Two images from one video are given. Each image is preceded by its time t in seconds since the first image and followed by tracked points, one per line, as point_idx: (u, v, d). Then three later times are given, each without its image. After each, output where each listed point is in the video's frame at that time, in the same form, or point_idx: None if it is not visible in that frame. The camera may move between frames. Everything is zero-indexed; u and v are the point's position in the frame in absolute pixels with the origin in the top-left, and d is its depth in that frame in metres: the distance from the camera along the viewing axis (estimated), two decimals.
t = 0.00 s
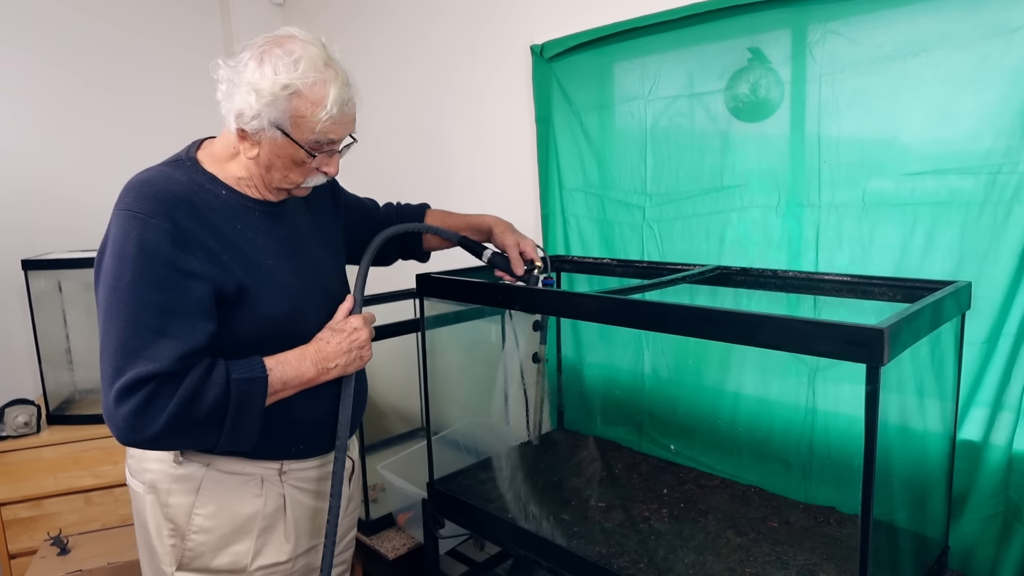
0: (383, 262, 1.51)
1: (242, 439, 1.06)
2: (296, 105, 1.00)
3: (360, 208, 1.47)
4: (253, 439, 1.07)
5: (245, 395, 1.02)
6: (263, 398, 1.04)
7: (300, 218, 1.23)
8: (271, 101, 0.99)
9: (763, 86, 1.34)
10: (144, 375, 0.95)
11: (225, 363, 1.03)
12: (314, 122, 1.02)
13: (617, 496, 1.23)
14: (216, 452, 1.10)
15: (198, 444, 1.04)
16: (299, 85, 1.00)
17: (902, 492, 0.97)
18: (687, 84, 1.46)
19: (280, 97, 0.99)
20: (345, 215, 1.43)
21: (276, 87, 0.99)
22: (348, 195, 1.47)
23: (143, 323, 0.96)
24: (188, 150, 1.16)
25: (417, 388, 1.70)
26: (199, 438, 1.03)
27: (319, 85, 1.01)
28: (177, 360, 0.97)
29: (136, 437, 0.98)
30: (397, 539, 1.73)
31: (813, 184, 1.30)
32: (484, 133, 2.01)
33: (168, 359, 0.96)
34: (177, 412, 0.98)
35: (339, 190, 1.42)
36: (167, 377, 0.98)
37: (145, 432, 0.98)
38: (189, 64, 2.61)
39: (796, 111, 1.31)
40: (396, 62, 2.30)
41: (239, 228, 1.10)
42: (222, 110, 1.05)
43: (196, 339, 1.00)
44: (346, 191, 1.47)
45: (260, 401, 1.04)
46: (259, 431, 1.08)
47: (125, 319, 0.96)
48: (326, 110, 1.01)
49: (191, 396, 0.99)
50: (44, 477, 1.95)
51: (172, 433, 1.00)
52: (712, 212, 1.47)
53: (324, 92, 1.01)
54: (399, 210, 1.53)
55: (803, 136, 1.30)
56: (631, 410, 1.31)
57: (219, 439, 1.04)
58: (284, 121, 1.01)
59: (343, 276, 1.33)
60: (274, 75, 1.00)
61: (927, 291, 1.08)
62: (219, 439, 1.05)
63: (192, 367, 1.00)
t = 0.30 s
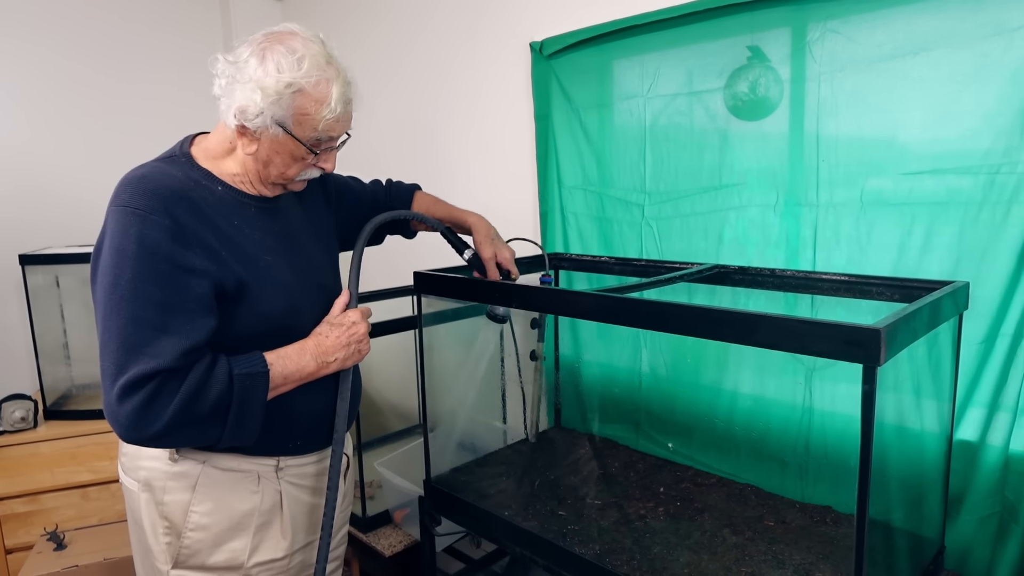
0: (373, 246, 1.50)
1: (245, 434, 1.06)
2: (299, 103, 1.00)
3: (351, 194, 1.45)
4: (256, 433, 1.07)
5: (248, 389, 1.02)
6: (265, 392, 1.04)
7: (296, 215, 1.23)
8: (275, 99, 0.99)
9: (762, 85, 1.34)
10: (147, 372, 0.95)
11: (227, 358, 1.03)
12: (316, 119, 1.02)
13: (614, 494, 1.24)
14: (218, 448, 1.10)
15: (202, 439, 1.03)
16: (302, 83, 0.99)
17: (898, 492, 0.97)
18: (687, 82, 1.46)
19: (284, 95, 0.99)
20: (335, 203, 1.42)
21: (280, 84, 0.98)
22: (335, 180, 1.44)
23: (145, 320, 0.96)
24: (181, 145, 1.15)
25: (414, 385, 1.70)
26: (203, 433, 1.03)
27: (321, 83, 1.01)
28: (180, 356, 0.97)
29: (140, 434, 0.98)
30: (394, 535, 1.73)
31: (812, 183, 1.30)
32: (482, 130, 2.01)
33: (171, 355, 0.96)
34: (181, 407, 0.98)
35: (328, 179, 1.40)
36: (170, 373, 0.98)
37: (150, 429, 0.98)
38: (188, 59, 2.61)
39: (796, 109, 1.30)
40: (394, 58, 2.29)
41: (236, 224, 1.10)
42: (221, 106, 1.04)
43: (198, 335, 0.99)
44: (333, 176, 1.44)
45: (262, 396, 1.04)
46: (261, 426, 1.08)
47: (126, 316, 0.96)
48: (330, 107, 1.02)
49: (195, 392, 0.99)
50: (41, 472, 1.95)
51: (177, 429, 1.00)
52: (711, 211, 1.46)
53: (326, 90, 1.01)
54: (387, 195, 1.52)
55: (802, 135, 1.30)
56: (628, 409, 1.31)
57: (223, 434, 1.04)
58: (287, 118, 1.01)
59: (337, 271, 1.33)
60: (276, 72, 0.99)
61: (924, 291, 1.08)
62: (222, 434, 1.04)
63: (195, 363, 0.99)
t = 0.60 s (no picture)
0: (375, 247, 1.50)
1: (243, 431, 1.06)
2: (306, 102, 1.01)
3: (348, 195, 1.45)
4: (254, 430, 1.07)
5: (247, 386, 1.02)
6: (264, 389, 1.04)
7: (293, 213, 1.23)
8: (283, 100, 0.99)
9: (762, 84, 1.34)
10: (146, 368, 0.95)
11: (225, 355, 1.03)
12: (323, 117, 1.03)
13: (612, 494, 1.23)
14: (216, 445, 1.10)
15: (201, 436, 1.03)
16: (309, 82, 1.00)
17: (897, 492, 0.97)
18: (687, 81, 1.45)
19: (291, 95, 1.00)
20: (333, 203, 1.42)
21: (286, 85, 0.99)
22: (332, 180, 1.44)
23: (144, 316, 0.96)
24: (178, 143, 1.15)
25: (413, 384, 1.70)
26: (202, 430, 1.03)
27: (325, 80, 1.02)
28: (179, 352, 0.97)
29: (139, 430, 0.98)
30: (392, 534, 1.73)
31: (812, 182, 1.30)
32: (481, 129, 2.01)
33: (170, 351, 0.96)
34: (180, 404, 0.98)
35: (324, 179, 1.40)
36: (169, 369, 0.97)
37: (149, 425, 0.98)
38: (187, 56, 2.60)
39: (796, 108, 1.30)
40: (394, 57, 2.29)
41: (234, 222, 1.09)
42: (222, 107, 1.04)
43: (196, 331, 0.99)
44: (330, 177, 1.44)
45: (261, 392, 1.04)
46: (259, 423, 1.08)
47: (125, 312, 0.96)
48: (336, 105, 1.03)
49: (194, 388, 0.99)
50: (39, 470, 1.95)
51: (176, 425, 1.00)
52: (710, 210, 1.46)
53: (331, 88, 1.03)
54: (387, 194, 1.52)
55: (801, 134, 1.30)
56: (627, 408, 1.31)
57: (222, 430, 1.04)
58: (294, 118, 1.01)
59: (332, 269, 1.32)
60: (282, 72, 0.99)
61: (924, 291, 1.08)
62: (221, 431, 1.04)
63: (194, 360, 0.99)
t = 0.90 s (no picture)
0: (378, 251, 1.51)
1: (250, 430, 1.06)
2: (305, 94, 1.01)
3: (352, 202, 1.46)
4: (260, 429, 1.07)
5: (254, 384, 1.02)
6: (271, 387, 1.04)
7: (297, 213, 1.23)
8: (281, 93, 1.00)
9: (765, 86, 1.33)
10: (155, 366, 0.95)
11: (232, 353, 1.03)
12: (323, 107, 1.03)
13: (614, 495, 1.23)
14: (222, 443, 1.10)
15: (208, 435, 1.03)
16: (305, 73, 1.00)
17: (899, 495, 0.97)
18: (689, 82, 1.45)
19: (289, 87, 1.00)
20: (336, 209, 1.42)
21: (284, 78, 0.99)
22: (337, 188, 1.45)
23: (152, 314, 0.96)
24: (183, 144, 1.15)
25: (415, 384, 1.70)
26: (210, 428, 1.03)
27: (322, 71, 1.02)
28: (187, 350, 0.97)
29: (147, 428, 0.98)
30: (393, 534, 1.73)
31: (815, 183, 1.30)
32: (483, 130, 2.01)
33: (179, 349, 0.96)
34: (188, 402, 0.98)
35: (327, 184, 1.41)
36: (177, 367, 0.98)
37: (157, 423, 0.98)
38: (189, 56, 2.60)
39: (799, 109, 1.30)
40: (397, 57, 2.29)
41: (239, 221, 1.10)
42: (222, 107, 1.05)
43: (204, 329, 0.99)
44: (335, 184, 1.45)
45: (268, 392, 1.04)
46: (266, 422, 1.08)
47: (133, 311, 0.96)
48: (335, 94, 1.03)
49: (202, 386, 0.99)
50: (42, 469, 1.95)
51: (184, 423, 1.00)
52: (713, 211, 1.46)
53: (328, 78, 1.03)
54: (392, 201, 1.53)
55: (804, 135, 1.30)
56: (629, 409, 1.32)
57: (229, 429, 1.04)
58: (294, 111, 1.02)
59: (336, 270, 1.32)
60: (277, 66, 1.00)
61: (928, 294, 1.07)
62: (229, 430, 1.04)
63: (202, 358, 0.99)
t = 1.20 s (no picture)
0: (381, 253, 1.51)
1: (237, 432, 1.06)
2: (305, 84, 1.02)
3: (364, 220, 1.48)
4: (248, 431, 1.07)
5: (243, 385, 1.03)
6: (260, 389, 1.04)
7: (302, 213, 1.23)
8: (281, 84, 1.01)
9: (768, 86, 1.33)
10: (143, 360, 0.95)
11: (224, 353, 1.04)
12: (323, 96, 1.04)
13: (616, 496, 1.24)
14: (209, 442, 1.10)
15: (192, 433, 1.03)
16: (303, 63, 1.02)
17: (901, 497, 0.97)
18: (692, 83, 1.45)
19: (288, 78, 1.01)
20: (345, 222, 1.45)
21: (282, 68, 1.00)
22: (353, 204, 1.48)
23: (144, 309, 0.97)
24: (191, 143, 1.15)
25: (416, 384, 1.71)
26: (195, 426, 1.03)
27: (320, 60, 1.03)
28: (176, 347, 0.97)
29: (132, 422, 0.98)
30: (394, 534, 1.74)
31: (817, 184, 1.29)
32: (485, 131, 2.01)
33: (168, 345, 0.96)
34: (174, 399, 0.98)
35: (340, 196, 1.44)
36: (165, 363, 0.98)
37: (140, 419, 0.98)
38: (192, 55, 2.59)
39: (802, 110, 1.30)
40: (399, 56, 2.28)
41: (243, 219, 1.10)
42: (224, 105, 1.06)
43: (197, 327, 0.99)
44: (351, 201, 1.48)
45: (257, 393, 1.04)
46: (254, 424, 1.08)
47: (127, 305, 0.96)
48: (334, 83, 1.04)
49: (189, 384, 0.99)
50: (44, 468, 1.96)
51: (168, 420, 1.00)
52: (715, 212, 1.46)
53: (326, 67, 1.04)
54: (408, 223, 1.55)
55: (807, 136, 1.30)
56: (630, 409, 1.32)
57: (214, 429, 1.04)
58: (295, 102, 1.03)
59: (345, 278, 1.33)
60: (275, 58, 1.01)
61: (929, 295, 1.07)
62: (214, 429, 1.04)
63: (191, 356, 1.00)
